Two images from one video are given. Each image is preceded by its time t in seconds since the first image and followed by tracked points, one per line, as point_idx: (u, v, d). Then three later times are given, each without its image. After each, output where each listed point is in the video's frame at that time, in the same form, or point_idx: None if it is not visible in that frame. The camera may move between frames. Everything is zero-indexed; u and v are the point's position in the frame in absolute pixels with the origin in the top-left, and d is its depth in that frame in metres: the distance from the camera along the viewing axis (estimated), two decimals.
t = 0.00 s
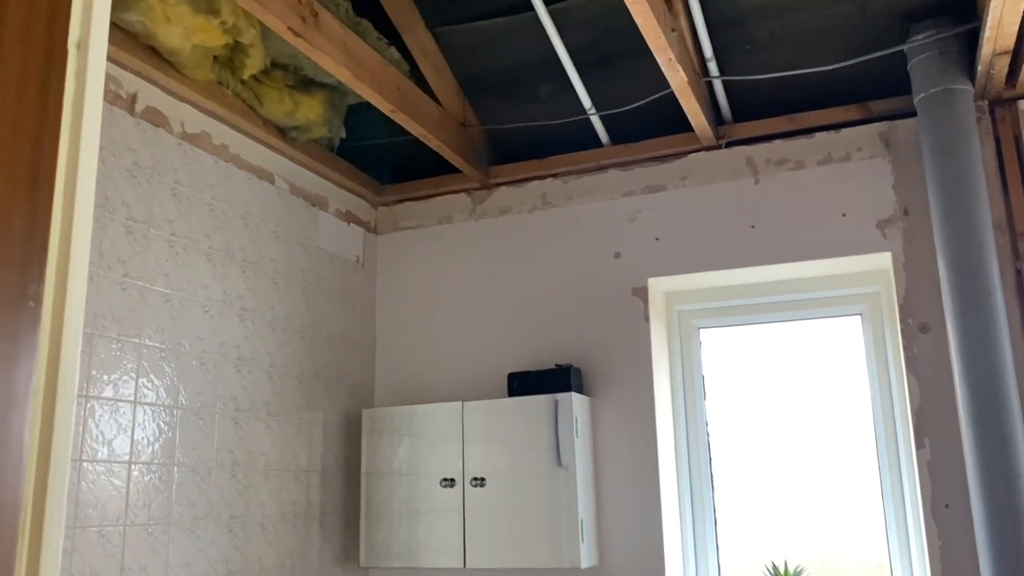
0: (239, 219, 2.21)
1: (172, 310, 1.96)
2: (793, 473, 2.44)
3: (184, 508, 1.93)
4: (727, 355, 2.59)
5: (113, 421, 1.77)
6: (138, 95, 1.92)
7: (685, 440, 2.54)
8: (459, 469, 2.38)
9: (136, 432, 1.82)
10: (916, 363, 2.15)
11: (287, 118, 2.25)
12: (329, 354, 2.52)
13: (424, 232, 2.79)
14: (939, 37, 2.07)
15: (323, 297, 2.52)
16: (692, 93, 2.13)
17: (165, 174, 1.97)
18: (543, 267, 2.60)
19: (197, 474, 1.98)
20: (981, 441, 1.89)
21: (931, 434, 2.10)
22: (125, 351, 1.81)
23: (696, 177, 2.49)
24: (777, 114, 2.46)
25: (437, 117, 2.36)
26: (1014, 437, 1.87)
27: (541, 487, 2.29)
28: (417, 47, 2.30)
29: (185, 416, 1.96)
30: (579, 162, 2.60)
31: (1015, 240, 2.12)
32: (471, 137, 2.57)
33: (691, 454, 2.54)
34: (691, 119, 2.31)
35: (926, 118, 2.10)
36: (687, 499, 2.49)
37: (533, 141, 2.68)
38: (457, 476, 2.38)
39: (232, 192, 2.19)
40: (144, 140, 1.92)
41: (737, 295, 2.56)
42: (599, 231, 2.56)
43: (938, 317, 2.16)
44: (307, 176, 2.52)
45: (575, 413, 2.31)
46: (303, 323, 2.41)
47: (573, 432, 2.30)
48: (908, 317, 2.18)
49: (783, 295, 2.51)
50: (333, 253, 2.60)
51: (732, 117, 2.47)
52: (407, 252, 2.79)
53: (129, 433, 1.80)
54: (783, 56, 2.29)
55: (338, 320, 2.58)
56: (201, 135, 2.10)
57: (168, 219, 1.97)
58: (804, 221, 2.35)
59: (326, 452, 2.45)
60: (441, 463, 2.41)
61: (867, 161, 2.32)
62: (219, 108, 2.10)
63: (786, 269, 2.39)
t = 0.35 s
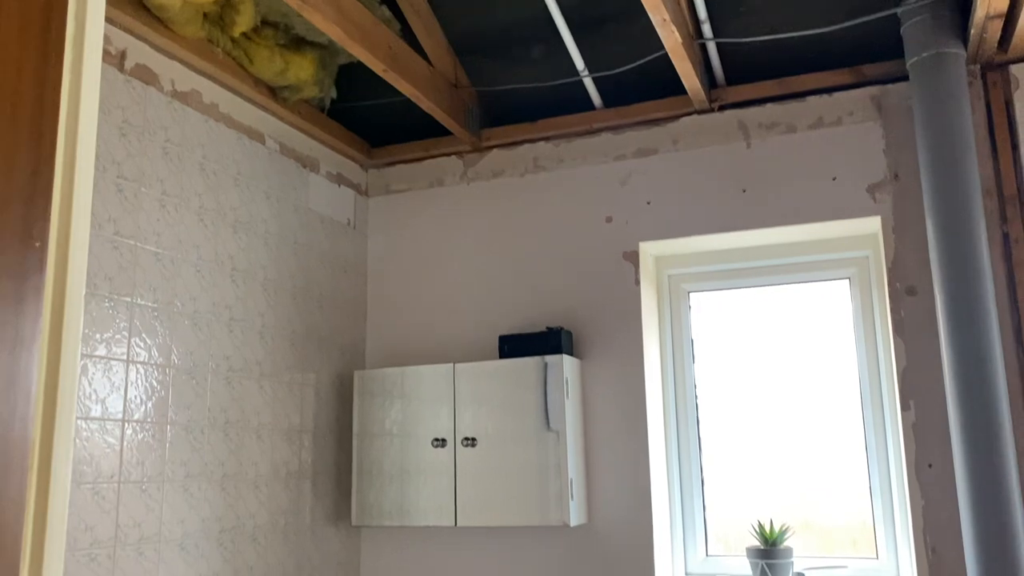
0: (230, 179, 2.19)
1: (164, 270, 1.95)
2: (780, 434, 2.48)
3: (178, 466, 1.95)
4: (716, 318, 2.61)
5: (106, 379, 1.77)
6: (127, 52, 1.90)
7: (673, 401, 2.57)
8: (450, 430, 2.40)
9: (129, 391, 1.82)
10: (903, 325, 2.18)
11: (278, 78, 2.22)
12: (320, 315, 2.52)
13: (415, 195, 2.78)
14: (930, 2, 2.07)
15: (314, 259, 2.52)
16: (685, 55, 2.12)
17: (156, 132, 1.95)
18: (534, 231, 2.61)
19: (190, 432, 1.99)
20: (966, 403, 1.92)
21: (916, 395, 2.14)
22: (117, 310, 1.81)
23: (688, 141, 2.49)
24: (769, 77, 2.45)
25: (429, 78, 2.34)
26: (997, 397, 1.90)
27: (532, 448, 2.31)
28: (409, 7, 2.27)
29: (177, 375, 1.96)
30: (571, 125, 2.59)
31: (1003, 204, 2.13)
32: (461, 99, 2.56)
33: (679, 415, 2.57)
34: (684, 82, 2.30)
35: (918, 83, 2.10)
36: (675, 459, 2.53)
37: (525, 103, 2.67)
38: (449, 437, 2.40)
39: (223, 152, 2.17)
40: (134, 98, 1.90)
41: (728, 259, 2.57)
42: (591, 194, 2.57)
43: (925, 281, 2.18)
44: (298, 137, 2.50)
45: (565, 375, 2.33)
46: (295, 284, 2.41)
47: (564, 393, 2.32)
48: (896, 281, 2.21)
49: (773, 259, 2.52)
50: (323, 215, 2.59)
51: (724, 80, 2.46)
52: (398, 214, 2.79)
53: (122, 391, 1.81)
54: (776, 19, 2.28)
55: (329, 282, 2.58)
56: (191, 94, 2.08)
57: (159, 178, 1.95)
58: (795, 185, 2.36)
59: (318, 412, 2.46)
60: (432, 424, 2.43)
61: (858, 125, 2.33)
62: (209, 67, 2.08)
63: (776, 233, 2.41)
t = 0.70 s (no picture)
0: (221, 133, 2.20)
1: (157, 224, 1.97)
2: (763, 387, 2.54)
3: (174, 415, 1.99)
4: (702, 275, 2.65)
5: (102, 330, 1.80)
6: (116, 4, 1.89)
7: (659, 356, 2.63)
8: (441, 382, 2.45)
9: (125, 342, 1.86)
10: (883, 281, 2.24)
11: (268, 32, 2.22)
12: (312, 270, 2.55)
13: (405, 151, 2.79)
14: None
15: (305, 214, 2.54)
16: (675, 11, 2.13)
17: (147, 85, 1.96)
18: (523, 187, 2.63)
19: (185, 382, 2.03)
20: (943, 355, 1.98)
21: (894, 349, 2.20)
22: (112, 262, 1.83)
23: (676, 98, 2.51)
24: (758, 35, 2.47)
25: (419, 33, 2.34)
26: (972, 350, 1.96)
27: (520, 400, 2.37)
28: None
29: (172, 327, 2.00)
30: (561, 82, 2.60)
31: (984, 161, 2.17)
32: (451, 54, 2.57)
33: (664, 368, 2.63)
34: (673, 39, 2.31)
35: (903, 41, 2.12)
36: (659, 412, 2.60)
37: (515, 60, 2.67)
38: (439, 389, 2.45)
39: (214, 106, 2.18)
40: (124, 51, 1.90)
41: (714, 216, 2.61)
42: (579, 151, 2.59)
43: (906, 237, 2.23)
44: (288, 92, 2.50)
45: (553, 328, 2.37)
46: (286, 239, 2.43)
47: (551, 346, 2.37)
48: (877, 237, 2.25)
49: (758, 216, 2.56)
50: (314, 171, 2.60)
51: (714, 38, 2.47)
52: (388, 170, 2.80)
53: (118, 342, 1.84)
54: None
55: (320, 237, 2.61)
56: (181, 47, 2.08)
57: (150, 131, 1.96)
58: (781, 142, 2.39)
59: (310, 365, 2.51)
60: (423, 376, 2.47)
61: (845, 83, 2.35)
62: (198, 20, 2.08)
63: (762, 190, 2.44)
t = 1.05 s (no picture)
0: (214, 80, 2.22)
1: (155, 170, 2.01)
2: (744, 329, 2.63)
3: (175, 355, 2.06)
4: (687, 221, 2.72)
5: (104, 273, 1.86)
6: None
7: (644, 301, 2.71)
8: (432, 325, 2.53)
9: (125, 284, 1.91)
10: (861, 227, 2.31)
11: None
12: (305, 216, 2.60)
13: (396, 99, 2.82)
14: None
15: (298, 162, 2.57)
16: None
17: (140, 32, 1.98)
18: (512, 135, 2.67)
19: (185, 323, 2.09)
20: (917, 297, 2.08)
21: (869, 292, 2.29)
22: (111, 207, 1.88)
23: (664, 47, 2.54)
24: None
25: None
26: (944, 293, 2.05)
27: (509, 342, 2.45)
28: None
29: (172, 270, 2.05)
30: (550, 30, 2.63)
31: (961, 111, 2.20)
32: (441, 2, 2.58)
33: (648, 312, 2.71)
34: None
35: None
36: (644, 355, 2.69)
37: (504, 8, 2.69)
38: (431, 332, 2.53)
39: (207, 54, 2.20)
40: None
41: (699, 164, 2.67)
42: (568, 99, 2.62)
43: (884, 184, 2.30)
44: (279, 39, 2.52)
45: (541, 274, 2.44)
46: (280, 186, 2.48)
47: (539, 290, 2.44)
48: (856, 185, 2.32)
49: (743, 164, 2.63)
50: (306, 119, 2.63)
51: None
52: (379, 118, 2.83)
53: (119, 285, 1.90)
54: None
55: (313, 184, 2.65)
56: None
57: (146, 79, 1.99)
58: (765, 91, 2.44)
59: (305, 309, 2.57)
60: (415, 320, 2.55)
61: (829, 33, 2.39)
62: None
63: (746, 138, 2.50)
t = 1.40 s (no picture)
0: (209, 17, 2.23)
1: (153, 106, 2.04)
2: (728, 263, 2.71)
3: (178, 288, 2.12)
4: (675, 159, 2.78)
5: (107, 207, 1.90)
6: None
7: (632, 238, 2.78)
8: (425, 262, 2.59)
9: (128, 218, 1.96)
10: (844, 163, 2.38)
11: None
12: (299, 153, 2.63)
13: (388, 36, 2.83)
14: None
15: (291, 99, 2.60)
16: None
17: None
18: (504, 73, 2.70)
19: (186, 256, 2.14)
20: (895, 230, 2.17)
21: (849, 227, 2.37)
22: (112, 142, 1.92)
23: None
24: None
25: None
26: (921, 225, 2.14)
27: (501, 277, 2.52)
28: None
29: (173, 205, 2.10)
30: None
31: (943, 50, 2.24)
32: None
33: (637, 248, 2.79)
34: None
35: None
36: (631, 289, 2.78)
37: None
38: (424, 267, 2.59)
39: None
40: None
41: (688, 102, 2.71)
42: (560, 36, 2.64)
43: (866, 122, 2.36)
44: None
45: (532, 210, 2.50)
46: (275, 123, 2.51)
47: (530, 226, 2.50)
48: (840, 122, 2.38)
49: (730, 102, 2.68)
50: (299, 56, 2.64)
51: None
52: (370, 56, 2.85)
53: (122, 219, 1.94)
54: None
55: (307, 122, 2.68)
56: None
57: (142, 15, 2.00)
58: (754, 29, 2.47)
59: (301, 245, 2.63)
60: (408, 256, 2.61)
61: None
62: None
63: (733, 76, 2.55)
